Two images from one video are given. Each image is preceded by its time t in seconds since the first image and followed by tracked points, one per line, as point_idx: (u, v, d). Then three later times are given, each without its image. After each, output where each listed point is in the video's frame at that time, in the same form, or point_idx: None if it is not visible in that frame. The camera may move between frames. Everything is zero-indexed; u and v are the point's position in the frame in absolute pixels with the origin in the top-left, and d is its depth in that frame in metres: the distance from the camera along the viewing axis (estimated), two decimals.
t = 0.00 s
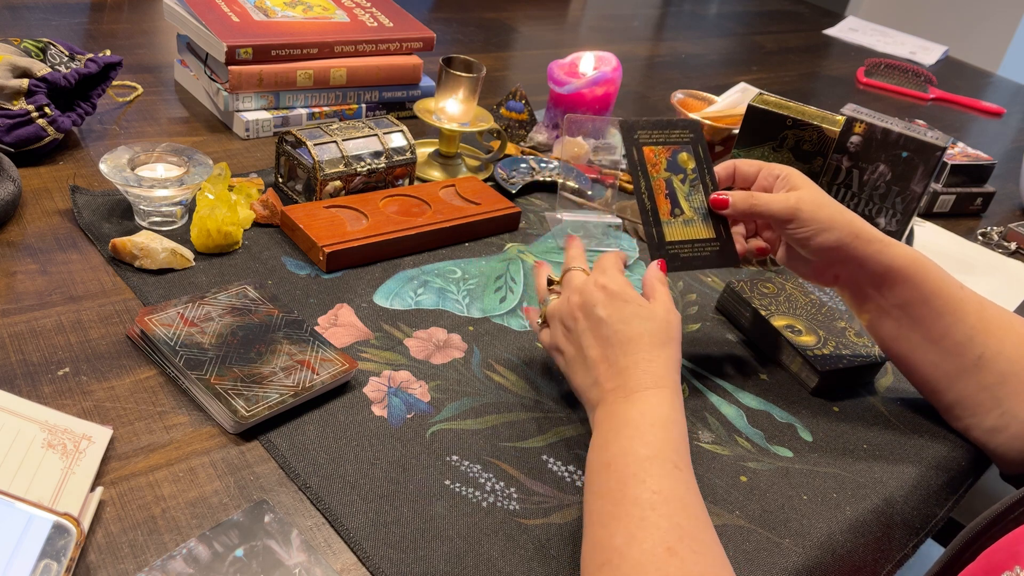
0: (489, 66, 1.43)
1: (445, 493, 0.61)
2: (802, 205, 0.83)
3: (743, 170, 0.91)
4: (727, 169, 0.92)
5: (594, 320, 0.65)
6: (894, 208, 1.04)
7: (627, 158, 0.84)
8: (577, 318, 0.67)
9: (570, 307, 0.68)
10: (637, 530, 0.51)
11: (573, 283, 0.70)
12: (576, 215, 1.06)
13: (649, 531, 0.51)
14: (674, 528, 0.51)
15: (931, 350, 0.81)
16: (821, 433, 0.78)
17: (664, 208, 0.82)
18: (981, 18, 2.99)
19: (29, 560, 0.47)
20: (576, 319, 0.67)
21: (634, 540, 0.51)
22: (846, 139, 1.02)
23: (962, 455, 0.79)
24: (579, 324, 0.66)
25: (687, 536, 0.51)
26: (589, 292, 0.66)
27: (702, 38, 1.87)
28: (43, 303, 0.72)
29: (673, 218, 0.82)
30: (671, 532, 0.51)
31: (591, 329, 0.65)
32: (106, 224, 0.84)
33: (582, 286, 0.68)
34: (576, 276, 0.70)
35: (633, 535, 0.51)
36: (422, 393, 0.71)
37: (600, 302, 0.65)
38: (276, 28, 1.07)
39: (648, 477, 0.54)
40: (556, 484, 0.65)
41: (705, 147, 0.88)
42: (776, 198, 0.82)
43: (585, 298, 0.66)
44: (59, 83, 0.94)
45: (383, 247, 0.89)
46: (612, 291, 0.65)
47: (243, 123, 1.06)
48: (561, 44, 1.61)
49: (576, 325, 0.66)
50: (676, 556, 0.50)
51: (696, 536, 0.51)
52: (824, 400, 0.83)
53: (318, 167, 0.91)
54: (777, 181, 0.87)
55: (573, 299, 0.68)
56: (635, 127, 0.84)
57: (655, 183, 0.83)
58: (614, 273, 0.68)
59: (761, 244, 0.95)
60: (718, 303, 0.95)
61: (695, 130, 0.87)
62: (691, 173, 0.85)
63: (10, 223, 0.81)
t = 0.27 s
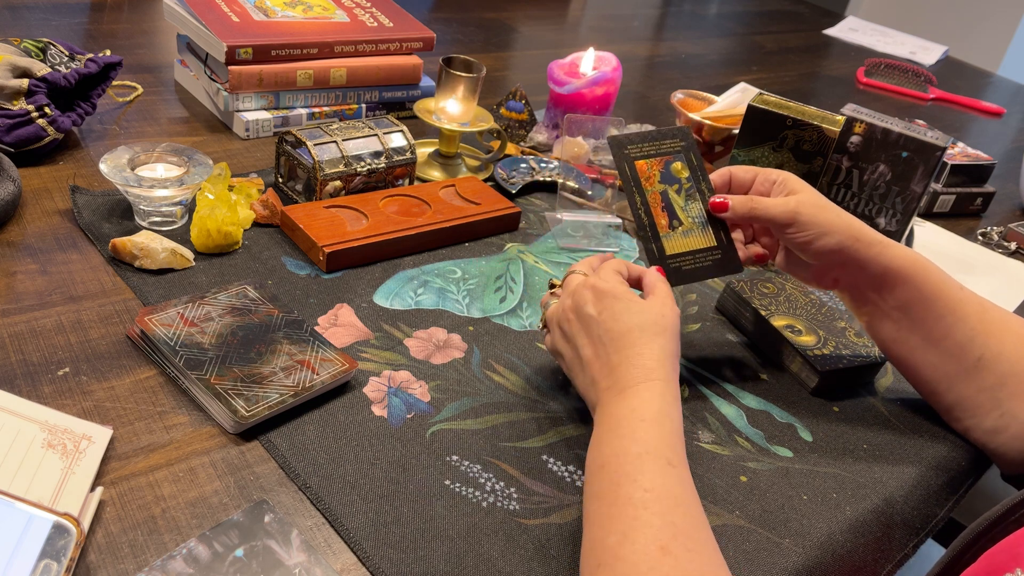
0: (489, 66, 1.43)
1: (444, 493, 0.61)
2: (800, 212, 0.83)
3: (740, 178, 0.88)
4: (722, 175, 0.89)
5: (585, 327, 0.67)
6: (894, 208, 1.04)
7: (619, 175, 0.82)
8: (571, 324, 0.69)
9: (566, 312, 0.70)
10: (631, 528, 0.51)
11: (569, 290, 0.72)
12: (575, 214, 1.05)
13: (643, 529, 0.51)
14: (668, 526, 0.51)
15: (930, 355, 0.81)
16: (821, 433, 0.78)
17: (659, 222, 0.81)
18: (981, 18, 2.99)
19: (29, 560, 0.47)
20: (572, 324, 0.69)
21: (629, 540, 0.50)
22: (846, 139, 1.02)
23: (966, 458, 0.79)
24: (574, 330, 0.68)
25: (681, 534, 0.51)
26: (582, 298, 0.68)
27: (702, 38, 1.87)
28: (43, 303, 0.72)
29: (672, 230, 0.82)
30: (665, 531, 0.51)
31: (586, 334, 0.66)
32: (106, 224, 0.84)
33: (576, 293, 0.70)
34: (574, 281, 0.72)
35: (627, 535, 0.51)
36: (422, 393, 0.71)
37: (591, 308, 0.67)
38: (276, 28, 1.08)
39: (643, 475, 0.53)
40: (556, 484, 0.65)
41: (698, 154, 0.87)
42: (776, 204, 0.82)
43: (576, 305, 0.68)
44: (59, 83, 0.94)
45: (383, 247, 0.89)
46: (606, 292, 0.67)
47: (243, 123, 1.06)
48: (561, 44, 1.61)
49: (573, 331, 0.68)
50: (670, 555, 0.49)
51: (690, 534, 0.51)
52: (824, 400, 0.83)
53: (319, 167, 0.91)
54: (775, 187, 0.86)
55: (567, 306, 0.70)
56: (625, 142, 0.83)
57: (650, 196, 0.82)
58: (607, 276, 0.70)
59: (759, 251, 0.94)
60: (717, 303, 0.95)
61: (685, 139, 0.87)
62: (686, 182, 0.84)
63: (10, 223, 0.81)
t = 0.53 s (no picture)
0: (489, 66, 1.43)
1: (444, 493, 0.61)
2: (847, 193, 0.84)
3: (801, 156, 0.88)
4: (786, 150, 0.88)
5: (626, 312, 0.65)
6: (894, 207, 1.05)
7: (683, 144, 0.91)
8: (611, 305, 0.67)
9: (607, 294, 0.68)
10: (644, 533, 0.51)
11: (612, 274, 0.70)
12: (576, 215, 1.06)
13: (657, 535, 0.51)
14: (682, 533, 0.51)
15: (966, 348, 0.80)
16: (820, 433, 0.78)
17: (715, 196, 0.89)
18: (981, 18, 2.99)
19: (29, 559, 0.47)
20: (607, 307, 0.67)
21: (641, 544, 0.51)
22: (846, 138, 1.01)
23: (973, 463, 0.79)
24: (610, 312, 0.67)
25: (694, 542, 0.51)
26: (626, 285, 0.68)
27: (702, 38, 1.87)
28: (43, 303, 0.72)
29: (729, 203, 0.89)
30: (678, 538, 0.51)
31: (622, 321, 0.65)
32: (106, 224, 0.84)
33: (621, 279, 0.68)
34: (621, 267, 0.71)
35: (641, 539, 0.51)
36: (422, 393, 0.71)
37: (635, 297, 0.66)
38: (276, 28, 1.08)
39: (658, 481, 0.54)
40: (556, 484, 0.65)
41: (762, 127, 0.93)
42: (834, 186, 0.84)
43: (621, 289, 0.67)
44: (59, 83, 0.94)
45: (383, 247, 0.89)
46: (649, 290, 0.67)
47: (243, 123, 1.06)
48: (561, 44, 1.61)
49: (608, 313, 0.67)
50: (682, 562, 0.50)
51: (702, 541, 0.51)
52: (824, 400, 0.83)
53: (318, 167, 0.91)
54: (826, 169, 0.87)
55: (611, 288, 0.68)
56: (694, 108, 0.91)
57: (712, 167, 0.89)
58: (656, 272, 0.70)
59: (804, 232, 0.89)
60: (717, 303, 0.95)
61: (750, 109, 0.92)
62: (745, 152, 0.90)
63: (10, 223, 0.81)
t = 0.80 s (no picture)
0: (489, 66, 1.43)
1: (444, 493, 0.61)
2: None
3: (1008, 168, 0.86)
4: None
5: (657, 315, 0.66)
6: (894, 207, 1.04)
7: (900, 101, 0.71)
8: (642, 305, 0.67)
9: (640, 295, 0.68)
10: (657, 535, 0.51)
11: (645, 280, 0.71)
12: (576, 215, 1.06)
13: (670, 537, 0.51)
14: (695, 538, 0.51)
15: None
16: (820, 433, 0.78)
17: None
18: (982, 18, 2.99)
19: (29, 559, 0.47)
20: (638, 306, 0.67)
21: (654, 545, 0.51)
22: (846, 139, 1.03)
23: (975, 463, 0.79)
24: (640, 312, 0.67)
25: (706, 547, 0.51)
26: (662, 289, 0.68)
27: (702, 38, 1.87)
28: (43, 303, 0.72)
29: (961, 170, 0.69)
30: (691, 542, 0.51)
31: (652, 323, 0.66)
32: (106, 224, 0.84)
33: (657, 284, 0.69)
34: (654, 274, 0.71)
35: (654, 540, 0.51)
36: (422, 393, 0.71)
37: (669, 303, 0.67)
38: (276, 28, 1.08)
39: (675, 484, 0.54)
40: (556, 484, 0.65)
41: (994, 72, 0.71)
42: None
43: (655, 293, 0.67)
44: (59, 83, 0.94)
45: (383, 247, 0.89)
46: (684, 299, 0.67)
47: (243, 123, 1.06)
48: (561, 44, 1.61)
49: (638, 313, 0.67)
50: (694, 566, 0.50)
51: (715, 547, 0.51)
52: (823, 400, 0.83)
53: (318, 167, 0.91)
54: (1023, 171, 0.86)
55: (645, 290, 0.68)
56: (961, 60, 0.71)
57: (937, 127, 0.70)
58: (689, 280, 0.70)
59: None
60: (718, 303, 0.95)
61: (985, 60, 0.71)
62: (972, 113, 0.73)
63: (10, 223, 0.81)
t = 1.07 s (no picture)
0: (489, 66, 1.43)
1: (445, 493, 0.61)
2: None
3: None
4: None
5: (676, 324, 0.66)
6: (894, 207, 1.04)
7: None
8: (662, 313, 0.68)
9: (660, 304, 0.69)
10: (668, 536, 0.51)
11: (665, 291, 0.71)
12: (576, 215, 1.06)
13: (682, 540, 0.51)
14: (705, 540, 0.51)
15: None
16: (820, 433, 0.78)
17: None
18: (982, 18, 2.99)
19: (29, 560, 0.47)
20: (657, 314, 0.68)
21: (665, 546, 0.51)
22: (846, 139, 1.03)
23: (975, 463, 0.79)
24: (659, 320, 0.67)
25: (717, 550, 0.51)
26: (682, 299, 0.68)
27: (702, 38, 1.87)
28: (43, 303, 0.72)
29: None
30: (702, 544, 0.51)
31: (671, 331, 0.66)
32: (106, 224, 0.84)
33: (678, 294, 0.69)
34: (675, 285, 0.72)
35: (665, 541, 0.51)
36: (421, 393, 0.71)
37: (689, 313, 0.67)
38: (276, 28, 1.08)
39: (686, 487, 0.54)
40: (556, 484, 0.65)
41: None
42: None
43: (675, 302, 0.68)
44: (59, 83, 0.94)
45: (383, 247, 0.89)
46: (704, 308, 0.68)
47: (243, 123, 1.06)
48: (561, 44, 1.61)
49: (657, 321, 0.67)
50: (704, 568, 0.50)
51: (725, 550, 0.51)
52: (823, 400, 0.83)
53: (318, 167, 0.91)
54: None
55: (665, 300, 0.69)
56: None
57: None
58: (708, 290, 0.70)
59: None
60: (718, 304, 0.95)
61: None
62: None
63: (10, 223, 0.81)
